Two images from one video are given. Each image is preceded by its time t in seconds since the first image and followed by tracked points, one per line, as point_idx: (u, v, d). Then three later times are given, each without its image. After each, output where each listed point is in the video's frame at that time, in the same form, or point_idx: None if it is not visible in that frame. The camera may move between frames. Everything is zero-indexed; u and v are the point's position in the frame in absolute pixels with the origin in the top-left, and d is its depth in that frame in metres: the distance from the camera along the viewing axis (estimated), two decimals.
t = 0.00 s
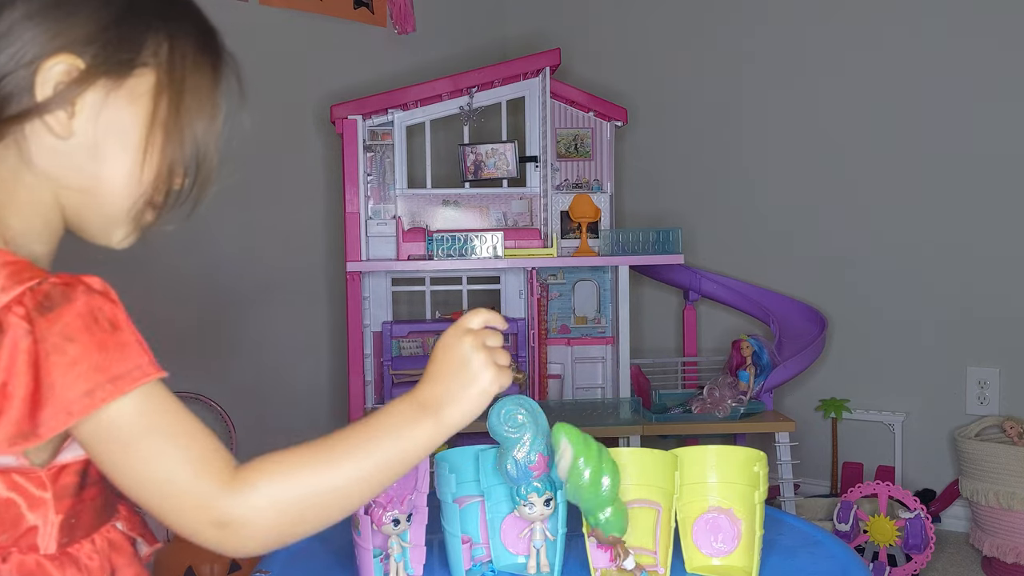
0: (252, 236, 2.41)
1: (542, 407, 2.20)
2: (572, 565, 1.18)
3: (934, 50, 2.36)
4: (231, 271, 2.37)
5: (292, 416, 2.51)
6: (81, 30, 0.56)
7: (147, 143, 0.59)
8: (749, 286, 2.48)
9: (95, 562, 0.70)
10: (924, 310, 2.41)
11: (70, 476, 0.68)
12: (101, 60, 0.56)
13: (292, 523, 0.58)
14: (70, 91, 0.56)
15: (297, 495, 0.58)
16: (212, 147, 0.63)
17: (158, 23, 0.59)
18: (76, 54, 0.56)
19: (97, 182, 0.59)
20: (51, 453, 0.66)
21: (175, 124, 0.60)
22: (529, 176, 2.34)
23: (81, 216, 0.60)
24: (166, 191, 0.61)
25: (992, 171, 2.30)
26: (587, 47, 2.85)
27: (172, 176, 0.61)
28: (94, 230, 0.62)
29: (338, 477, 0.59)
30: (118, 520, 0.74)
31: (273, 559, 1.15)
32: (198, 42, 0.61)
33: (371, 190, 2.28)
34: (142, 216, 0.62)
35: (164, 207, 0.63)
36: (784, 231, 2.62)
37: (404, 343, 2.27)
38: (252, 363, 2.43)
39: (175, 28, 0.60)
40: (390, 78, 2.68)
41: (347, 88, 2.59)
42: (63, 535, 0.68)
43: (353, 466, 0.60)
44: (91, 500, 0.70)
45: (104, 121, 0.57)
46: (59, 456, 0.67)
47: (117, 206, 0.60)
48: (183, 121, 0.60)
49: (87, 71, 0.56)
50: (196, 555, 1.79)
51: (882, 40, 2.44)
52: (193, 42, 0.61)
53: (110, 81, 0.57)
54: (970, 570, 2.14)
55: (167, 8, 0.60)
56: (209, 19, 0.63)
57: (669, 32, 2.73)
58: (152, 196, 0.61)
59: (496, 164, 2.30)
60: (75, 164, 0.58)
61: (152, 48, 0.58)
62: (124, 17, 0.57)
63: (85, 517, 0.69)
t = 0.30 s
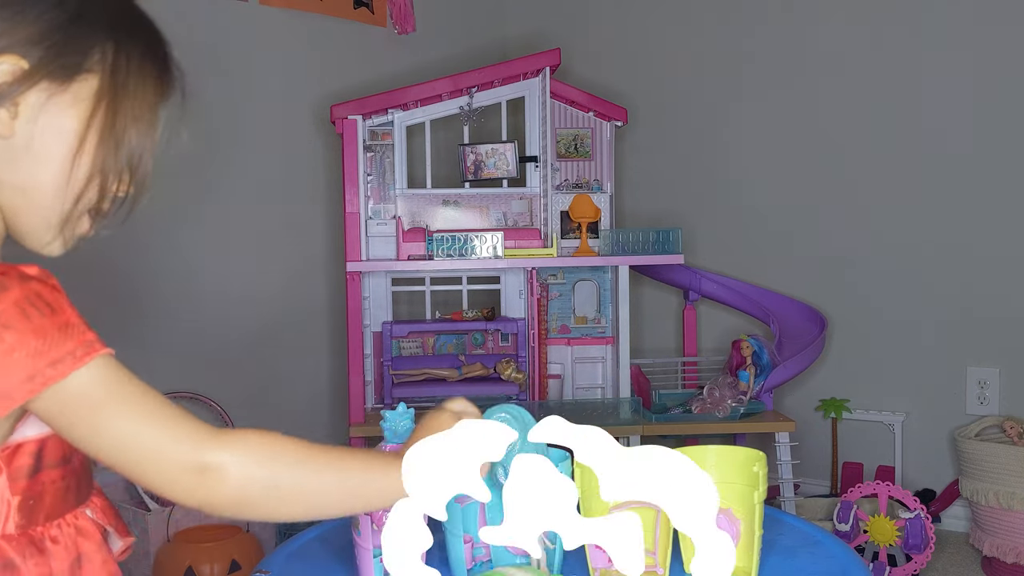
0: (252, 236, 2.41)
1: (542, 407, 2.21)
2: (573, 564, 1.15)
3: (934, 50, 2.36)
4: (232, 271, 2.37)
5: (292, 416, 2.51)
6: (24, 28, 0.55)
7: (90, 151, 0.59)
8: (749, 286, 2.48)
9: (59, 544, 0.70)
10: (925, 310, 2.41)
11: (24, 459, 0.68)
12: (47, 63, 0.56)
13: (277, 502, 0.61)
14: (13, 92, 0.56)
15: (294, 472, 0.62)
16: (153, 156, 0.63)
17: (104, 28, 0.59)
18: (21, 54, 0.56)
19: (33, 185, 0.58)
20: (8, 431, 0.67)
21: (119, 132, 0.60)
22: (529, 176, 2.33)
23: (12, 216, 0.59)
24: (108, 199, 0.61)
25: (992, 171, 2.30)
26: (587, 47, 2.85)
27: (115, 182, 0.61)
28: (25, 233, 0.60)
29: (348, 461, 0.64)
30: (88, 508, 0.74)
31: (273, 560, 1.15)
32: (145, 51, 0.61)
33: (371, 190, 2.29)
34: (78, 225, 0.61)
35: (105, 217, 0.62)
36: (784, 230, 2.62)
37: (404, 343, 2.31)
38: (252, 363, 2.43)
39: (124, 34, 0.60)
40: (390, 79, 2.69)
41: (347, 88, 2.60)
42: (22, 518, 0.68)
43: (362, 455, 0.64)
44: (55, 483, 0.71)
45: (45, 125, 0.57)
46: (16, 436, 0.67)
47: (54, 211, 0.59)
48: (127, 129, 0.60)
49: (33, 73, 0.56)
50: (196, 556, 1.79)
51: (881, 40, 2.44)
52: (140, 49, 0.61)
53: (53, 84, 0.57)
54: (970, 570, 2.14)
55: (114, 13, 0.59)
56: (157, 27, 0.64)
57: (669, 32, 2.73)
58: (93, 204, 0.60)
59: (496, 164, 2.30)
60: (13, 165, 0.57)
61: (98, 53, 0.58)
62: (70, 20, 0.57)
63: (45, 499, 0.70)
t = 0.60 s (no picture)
0: (253, 236, 2.41)
1: (542, 407, 2.22)
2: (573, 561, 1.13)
3: (935, 49, 2.36)
4: (231, 270, 2.37)
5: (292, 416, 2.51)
6: (16, 47, 0.56)
7: (79, 164, 0.59)
8: (749, 286, 2.48)
9: (41, 530, 0.69)
10: (925, 310, 2.41)
11: (9, 441, 0.66)
12: (36, 78, 0.56)
13: (267, 471, 0.60)
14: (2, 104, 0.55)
15: (285, 440, 0.60)
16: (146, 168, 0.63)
17: (94, 46, 0.59)
18: (12, 70, 0.56)
19: (20, 193, 0.57)
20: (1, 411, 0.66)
21: (108, 145, 0.60)
22: (530, 176, 2.33)
23: None
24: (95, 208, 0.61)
25: (992, 171, 2.29)
26: (587, 47, 2.85)
27: (105, 192, 0.61)
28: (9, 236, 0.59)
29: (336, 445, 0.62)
30: (72, 499, 0.73)
31: (272, 560, 1.15)
32: (134, 68, 0.61)
33: (371, 190, 2.29)
34: (62, 227, 0.61)
35: (87, 219, 0.63)
36: (784, 230, 2.62)
37: (404, 343, 2.31)
38: (252, 363, 2.43)
39: (113, 52, 0.60)
40: (390, 78, 2.69)
41: (347, 87, 2.59)
42: (8, 501, 0.66)
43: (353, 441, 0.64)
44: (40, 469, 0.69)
45: (34, 137, 0.57)
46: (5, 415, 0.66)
47: (41, 217, 0.59)
48: (116, 143, 0.60)
49: (23, 87, 0.56)
50: (196, 555, 1.79)
51: (881, 40, 2.43)
52: (128, 66, 0.61)
53: (43, 99, 0.57)
54: (970, 570, 2.14)
55: (103, 32, 0.60)
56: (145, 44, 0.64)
57: (669, 32, 2.73)
58: (78, 210, 0.60)
59: (496, 164, 2.30)
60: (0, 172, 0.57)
61: (87, 70, 0.59)
62: (59, 40, 0.57)
63: (29, 482, 0.68)
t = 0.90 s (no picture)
0: (253, 236, 2.41)
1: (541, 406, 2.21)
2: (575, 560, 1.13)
3: (935, 48, 2.35)
4: (231, 270, 2.37)
5: (292, 417, 2.51)
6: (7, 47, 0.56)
7: (71, 158, 0.57)
8: (749, 286, 2.48)
9: (37, 534, 0.69)
10: (925, 311, 2.41)
11: None
12: (25, 73, 0.56)
13: (214, 507, 0.58)
14: None
15: (223, 471, 0.58)
16: (139, 164, 0.61)
17: (87, 44, 0.58)
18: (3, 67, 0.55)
19: (14, 190, 0.56)
20: None
21: (101, 138, 0.58)
22: (530, 176, 2.33)
23: None
24: (96, 205, 0.59)
25: (992, 170, 2.29)
26: (588, 47, 2.86)
27: (100, 186, 0.58)
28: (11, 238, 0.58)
29: (288, 473, 0.60)
30: (72, 500, 0.73)
31: (273, 560, 1.15)
32: (129, 67, 0.60)
33: (371, 190, 2.29)
34: (62, 228, 0.59)
35: (90, 220, 0.60)
36: (784, 230, 2.62)
37: (404, 343, 2.31)
38: (252, 363, 2.43)
39: (106, 51, 0.59)
40: (390, 79, 2.69)
41: (347, 87, 2.60)
42: None
43: (308, 463, 0.61)
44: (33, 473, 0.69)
45: (23, 132, 0.56)
46: None
47: (39, 213, 0.57)
48: (110, 138, 0.58)
49: (12, 84, 0.55)
50: (196, 555, 1.79)
51: (881, 40, 2.43)
52: (123, 65, 0.60)
53: (33, 94, 0.56)
54: (970, 570, 2.14)
55: (99, 32, 0.59)
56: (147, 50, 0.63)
57: (669, 32, 2.73)
58: (78, 205, 0.58)
59: (496, 164, 2.30)
60: None
61: (78, 67, 0.57)
62: (50, 39, 0.57)
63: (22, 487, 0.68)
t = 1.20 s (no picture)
0: (253, 236, 2.42)
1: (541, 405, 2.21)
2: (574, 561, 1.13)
3: (934, 48, 2.35)
4: (230, 270, 2.37)
5: (292, 416, 2.51)
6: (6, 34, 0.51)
7: (83, 146, 0.54)
8: (748, 286, 2.47)
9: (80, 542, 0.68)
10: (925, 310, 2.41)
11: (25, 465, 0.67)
12: (31, 62, 0.52)
13: None
14: None
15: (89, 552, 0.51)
16: (152, 147, 0.59)
17: (92, 28, 0.55)
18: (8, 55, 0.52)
19: (29, 182, 0.53)
20: None
21: (112, 124, 0.55)
22: (530, 176, 2.33)
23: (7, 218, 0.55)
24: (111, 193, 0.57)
25: (992, 170, 2.29)
26: (587, 47, 2.86)
27: (118, 176, 0.56)
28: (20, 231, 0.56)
29: (181, 544, 0.53)
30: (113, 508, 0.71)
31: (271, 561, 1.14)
32: (135, 47, 0.57)
33: (371, 190, 2.29)
34: (80, 219, 0.57)
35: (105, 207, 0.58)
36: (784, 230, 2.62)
37: (404, 343, 2.30)
38: (252, 363, 2.43)
39: (109, 33, 0.56)
40: (390, 79, 2.69)
41: (347, 87, 2.60)
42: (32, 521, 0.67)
43: (193, 530, 0.54)
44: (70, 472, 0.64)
45: (38, 126, 0.53)
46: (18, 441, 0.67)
47: (60, 207, 0.55)
48: (121, 122, 0.56)
49: (22, 76, 0.52)
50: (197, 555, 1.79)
51: (882, 40, 2.43)
52: (128, 46, 0.57)
53: (44, 86, 0.52)
54: (970, 570, 2.14)
55: (102, 13, 0.55)
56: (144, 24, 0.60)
57: (668, 32, 2.74)
58: (94, 197, 0.56)
59: (496, 164, 2.30)
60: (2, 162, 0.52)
61: (86, 52, 0.54)
62: (56, 23, 0.53)
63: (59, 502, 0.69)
